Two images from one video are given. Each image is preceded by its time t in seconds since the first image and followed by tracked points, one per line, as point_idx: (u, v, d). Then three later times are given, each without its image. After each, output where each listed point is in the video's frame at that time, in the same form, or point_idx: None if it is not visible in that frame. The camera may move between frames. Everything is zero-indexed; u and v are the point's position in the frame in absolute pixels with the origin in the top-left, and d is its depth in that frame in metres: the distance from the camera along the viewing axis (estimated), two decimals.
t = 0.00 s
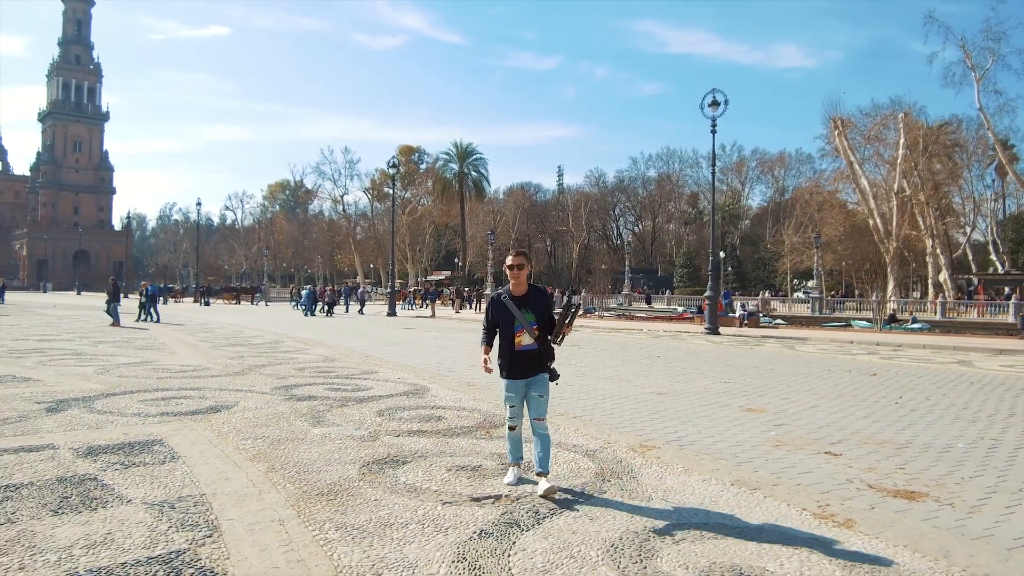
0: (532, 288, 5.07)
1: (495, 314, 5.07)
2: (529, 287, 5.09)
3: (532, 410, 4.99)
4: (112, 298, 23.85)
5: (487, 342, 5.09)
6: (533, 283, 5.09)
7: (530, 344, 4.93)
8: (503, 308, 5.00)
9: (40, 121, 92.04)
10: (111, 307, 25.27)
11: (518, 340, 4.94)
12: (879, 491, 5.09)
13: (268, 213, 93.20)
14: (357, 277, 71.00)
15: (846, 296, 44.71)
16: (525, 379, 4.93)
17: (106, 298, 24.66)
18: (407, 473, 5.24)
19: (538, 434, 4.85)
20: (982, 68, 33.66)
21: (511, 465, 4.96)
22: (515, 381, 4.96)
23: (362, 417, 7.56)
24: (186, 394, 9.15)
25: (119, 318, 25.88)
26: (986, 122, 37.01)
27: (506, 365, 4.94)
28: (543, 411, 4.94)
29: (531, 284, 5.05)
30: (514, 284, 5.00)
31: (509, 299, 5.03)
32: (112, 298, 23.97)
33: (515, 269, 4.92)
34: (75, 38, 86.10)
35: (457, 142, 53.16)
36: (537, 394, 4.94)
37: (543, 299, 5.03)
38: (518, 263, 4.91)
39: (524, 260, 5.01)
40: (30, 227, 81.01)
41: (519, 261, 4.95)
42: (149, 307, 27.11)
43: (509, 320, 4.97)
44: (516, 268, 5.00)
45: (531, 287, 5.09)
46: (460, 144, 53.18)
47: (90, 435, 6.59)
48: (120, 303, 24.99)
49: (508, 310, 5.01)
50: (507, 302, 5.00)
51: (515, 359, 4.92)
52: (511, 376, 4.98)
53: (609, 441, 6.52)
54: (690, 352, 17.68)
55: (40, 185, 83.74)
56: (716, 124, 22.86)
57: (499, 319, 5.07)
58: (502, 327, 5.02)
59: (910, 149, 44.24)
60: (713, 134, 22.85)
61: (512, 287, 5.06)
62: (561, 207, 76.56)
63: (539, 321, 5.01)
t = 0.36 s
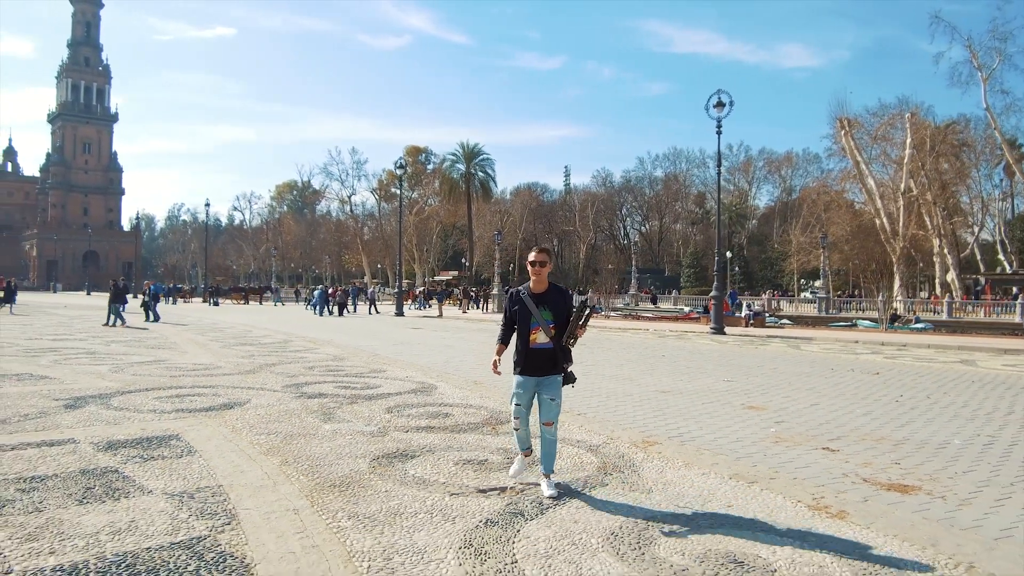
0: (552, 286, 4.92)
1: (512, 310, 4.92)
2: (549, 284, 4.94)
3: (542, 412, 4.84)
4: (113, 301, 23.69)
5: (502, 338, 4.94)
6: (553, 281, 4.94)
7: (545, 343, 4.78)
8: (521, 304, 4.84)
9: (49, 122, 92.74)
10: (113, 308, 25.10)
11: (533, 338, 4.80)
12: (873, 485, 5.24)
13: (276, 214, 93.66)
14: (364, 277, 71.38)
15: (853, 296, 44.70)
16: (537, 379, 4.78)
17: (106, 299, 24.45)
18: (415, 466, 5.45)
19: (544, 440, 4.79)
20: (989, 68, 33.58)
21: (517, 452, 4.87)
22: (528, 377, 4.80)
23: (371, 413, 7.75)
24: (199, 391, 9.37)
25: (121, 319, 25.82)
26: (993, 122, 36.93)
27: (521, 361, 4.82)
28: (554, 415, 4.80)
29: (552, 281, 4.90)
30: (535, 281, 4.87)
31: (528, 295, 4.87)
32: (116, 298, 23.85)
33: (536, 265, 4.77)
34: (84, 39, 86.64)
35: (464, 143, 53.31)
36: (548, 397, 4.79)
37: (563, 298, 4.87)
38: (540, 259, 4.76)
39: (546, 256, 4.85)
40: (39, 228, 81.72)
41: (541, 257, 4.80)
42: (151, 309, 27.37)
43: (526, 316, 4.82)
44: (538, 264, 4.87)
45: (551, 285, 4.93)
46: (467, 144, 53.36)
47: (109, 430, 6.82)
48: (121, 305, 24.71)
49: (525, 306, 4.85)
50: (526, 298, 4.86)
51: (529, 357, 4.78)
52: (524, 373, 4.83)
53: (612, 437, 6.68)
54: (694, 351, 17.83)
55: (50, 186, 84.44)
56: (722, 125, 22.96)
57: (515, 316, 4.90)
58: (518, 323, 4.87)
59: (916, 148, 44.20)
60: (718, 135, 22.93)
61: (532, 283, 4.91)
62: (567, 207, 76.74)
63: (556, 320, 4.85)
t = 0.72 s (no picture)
0: (566, 284, 4.91)
1: (526, 310, 4.91)
2: (563, 283, 4.95)
3: (557, 410, 4.82)
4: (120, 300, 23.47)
5: (516, 338, 4.91)
6: (567, 280, 4.95)
7: (560, 342, 4.77)
8: (535, 303, 4.84)
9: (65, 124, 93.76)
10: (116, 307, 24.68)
11: (548, 337, 4.78)
12: (877, 479, 5.37)
13: (288, 214, 94.27)
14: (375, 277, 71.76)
15: (865, 296, 44.52)
16: (553, 378, 4.74)
17: (111, 297, 24.03)
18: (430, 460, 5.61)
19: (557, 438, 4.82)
20: (1002, 66, 33.32)
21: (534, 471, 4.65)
22: (543, 377, 4.78)
23: (386, 409, 7.94)
24: (218, 388, 9.61)
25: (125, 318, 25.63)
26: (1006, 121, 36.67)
27: (534, 361, 4.79)
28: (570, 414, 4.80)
29: (566, 280, 4.91)
30: (549, 279, 4.86)
31: (542, 294, 4.87)
32: (121, 297, 23.49)
33: (551, 263, 4.77)
34: (98, 41, 87.56)
35: (475, 143, 53.51)
36: (564, 397, 4.76)
37: (577, 297, 4.87)
38: (554, 257, 4.75)
39: (560, 255, 4.85)
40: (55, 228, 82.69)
41: (554, 255, 4.79)
42: (159, 308, 27.87)
43: (541, 316, 4.81)
44: (550, 263, 4.85)
45: (565, 284, 4.94)
46: (478, 145, 53.56)
47: (132, 424, 7.03)
48: (124, 303, 24.23)
49: (540, 305, 4.85)
50: (540, 297, 4.85)
51: (544, 355, 4.76)
52: (538, 372, 4.80)
53: (622, 433, 6.83)
54: (705, 350, 17.92)
55: (64, 186, 85.47)
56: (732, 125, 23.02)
57: (530, 316, 4.89)
58: (533, 322, 4.86)
59: (929, 148, 43.98)
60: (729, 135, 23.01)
61: (546, 283, 4.91)
62: (578, 206, 76.69)
63: (571, 319, 4.84)
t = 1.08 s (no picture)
0: (566, 285, 4.91)
1: (529, 314, 4.87)
2: (563, 284, 4.95)
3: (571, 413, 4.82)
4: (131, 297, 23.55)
5: (522, 343, 4.88)
6: (567, 281, 4.95)
7: (568, 343, 4.74)
8: (537, 306, 4.82)
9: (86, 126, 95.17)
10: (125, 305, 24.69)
11: (556, 340, 4.75)
12: (880, 475, 5.50)
13: (305, 214, 95.10)
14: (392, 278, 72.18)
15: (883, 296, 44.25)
16: (564, 380, 4.72)
17: (121, 296, 24.06)
18: (444, 455, 5.80)
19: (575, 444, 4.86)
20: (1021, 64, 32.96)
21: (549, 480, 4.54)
22: (553, 381, 4.74)
23: (402, 407, 8.15)
24: (239, 386, 9.86)
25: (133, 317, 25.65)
26: None
27: (542, 365, 4.75)
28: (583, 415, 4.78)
29: (566, 282, 4.91)
30: (549, 281, 4.85)
31: (544, 297, 4.85)
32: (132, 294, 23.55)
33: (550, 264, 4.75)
34: (119, 44, 88.71)
35: (490, 143, 53.73)
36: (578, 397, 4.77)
37: (580, 297, 4.87)
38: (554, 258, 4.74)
39: (559, 255, 4.84)
40: (76, 229, 83.99)
41: (553, 256, 4.79)
42: (173, 307, 28.36)
43: (546, 318, 4.78)
44: (550, 265, 4.84)
45: (566, 285, 4.94)
46: (493, 145, 53.77)
47: (158, 420, 7.24)
48: (135, 302, 24.23)
49: (543, 309, 4.82)
50: (543, 300, 4.83)
51: (553, 358, 4.72)
52: (547, 376, 4.77)
53: (632, 430, 6.98)
54: (718, 350, 17.99)
55: (85, 188, 86.85)
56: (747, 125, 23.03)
57: (534, 319, 4.85)
58: (537, 325, 4.83)
59: (947, 147, 43.65)
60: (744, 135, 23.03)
61: (546, 285, 4.91)
62: (594, 207, 76.65)
63: (576, 319, 4.85)
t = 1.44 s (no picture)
0: (558, 283, 5.01)
1: (521, 314, 4.98)
2: (554, 283, 5.04)
3: (562, 410, 4.85)
4: (133, 299, 23.74)
5: (515, 342, 4.99)
6: (559, 280, 5.04)
7: (559, 342, 4.82)
8: (529, 306, 4.91)
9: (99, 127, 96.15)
10: (128, 308, 24.87)
11: (547, 339, 4.83)
12: (867, 469, 5.67)
13: (316, 215, 95.71)
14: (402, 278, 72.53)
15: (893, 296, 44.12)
16: (556, 378, 4.81)
17: (124, 298, 24.29)
18: (445, 449, 6.02)
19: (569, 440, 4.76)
20: None
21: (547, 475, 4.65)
22: (545, 380, 4.84)
23: (408, 403, 8.39)
24: (250, 383, 10.12)
25: (138, 317, 25.88)
26: None
27: (535, 364, 4.84)
28: (575, 412, 4.83)
29: (558, 280, 5.00)
30: (540, 280, 4.95)
31: (535, 297, 4.97)
32: (134, 296, 23.68)
33: (542, 264, 4.85)
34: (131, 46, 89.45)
35: (500, 144, 53.96)
36: (569, 394, 4.83)
37: (571, 296, 4.98)
38: (547, 257, 4.84)
39: (551, 255, 4.95)
40: (89, 230, 84.85)
41: (546, 256, 4.89)
42: (179, 308, 28.67)
43: (537, 318, 4.88)
44: (543, 264, 4.94)
45: (557, 283, 5.03)
46: (503, 145, 54.01)
47: (171, 415, 7.48)
48: (139, 304, 24.44)
49: (534, 308, 4.93)
50: (534, 299, 4.93)
51: (545, 358, 4.82)
52: (541, 376, 4.87)
53: (630, 426, 7.17)
54: (723, 349, 18.14)
55: (98, 189, 87.79)
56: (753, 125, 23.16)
57: (525, 319, 4.97)
58: (529, 325, 4.93)
59: (956, 146, 43.57)
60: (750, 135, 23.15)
61: (537, 284, 5.01)
62: (604, 207, 76.71)
63: (567, 318, 4.94)
